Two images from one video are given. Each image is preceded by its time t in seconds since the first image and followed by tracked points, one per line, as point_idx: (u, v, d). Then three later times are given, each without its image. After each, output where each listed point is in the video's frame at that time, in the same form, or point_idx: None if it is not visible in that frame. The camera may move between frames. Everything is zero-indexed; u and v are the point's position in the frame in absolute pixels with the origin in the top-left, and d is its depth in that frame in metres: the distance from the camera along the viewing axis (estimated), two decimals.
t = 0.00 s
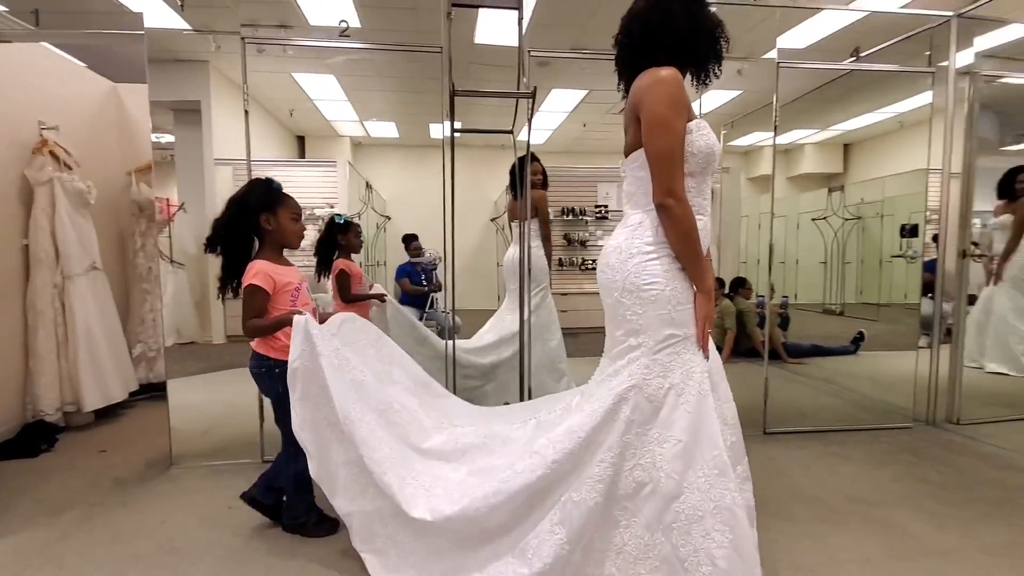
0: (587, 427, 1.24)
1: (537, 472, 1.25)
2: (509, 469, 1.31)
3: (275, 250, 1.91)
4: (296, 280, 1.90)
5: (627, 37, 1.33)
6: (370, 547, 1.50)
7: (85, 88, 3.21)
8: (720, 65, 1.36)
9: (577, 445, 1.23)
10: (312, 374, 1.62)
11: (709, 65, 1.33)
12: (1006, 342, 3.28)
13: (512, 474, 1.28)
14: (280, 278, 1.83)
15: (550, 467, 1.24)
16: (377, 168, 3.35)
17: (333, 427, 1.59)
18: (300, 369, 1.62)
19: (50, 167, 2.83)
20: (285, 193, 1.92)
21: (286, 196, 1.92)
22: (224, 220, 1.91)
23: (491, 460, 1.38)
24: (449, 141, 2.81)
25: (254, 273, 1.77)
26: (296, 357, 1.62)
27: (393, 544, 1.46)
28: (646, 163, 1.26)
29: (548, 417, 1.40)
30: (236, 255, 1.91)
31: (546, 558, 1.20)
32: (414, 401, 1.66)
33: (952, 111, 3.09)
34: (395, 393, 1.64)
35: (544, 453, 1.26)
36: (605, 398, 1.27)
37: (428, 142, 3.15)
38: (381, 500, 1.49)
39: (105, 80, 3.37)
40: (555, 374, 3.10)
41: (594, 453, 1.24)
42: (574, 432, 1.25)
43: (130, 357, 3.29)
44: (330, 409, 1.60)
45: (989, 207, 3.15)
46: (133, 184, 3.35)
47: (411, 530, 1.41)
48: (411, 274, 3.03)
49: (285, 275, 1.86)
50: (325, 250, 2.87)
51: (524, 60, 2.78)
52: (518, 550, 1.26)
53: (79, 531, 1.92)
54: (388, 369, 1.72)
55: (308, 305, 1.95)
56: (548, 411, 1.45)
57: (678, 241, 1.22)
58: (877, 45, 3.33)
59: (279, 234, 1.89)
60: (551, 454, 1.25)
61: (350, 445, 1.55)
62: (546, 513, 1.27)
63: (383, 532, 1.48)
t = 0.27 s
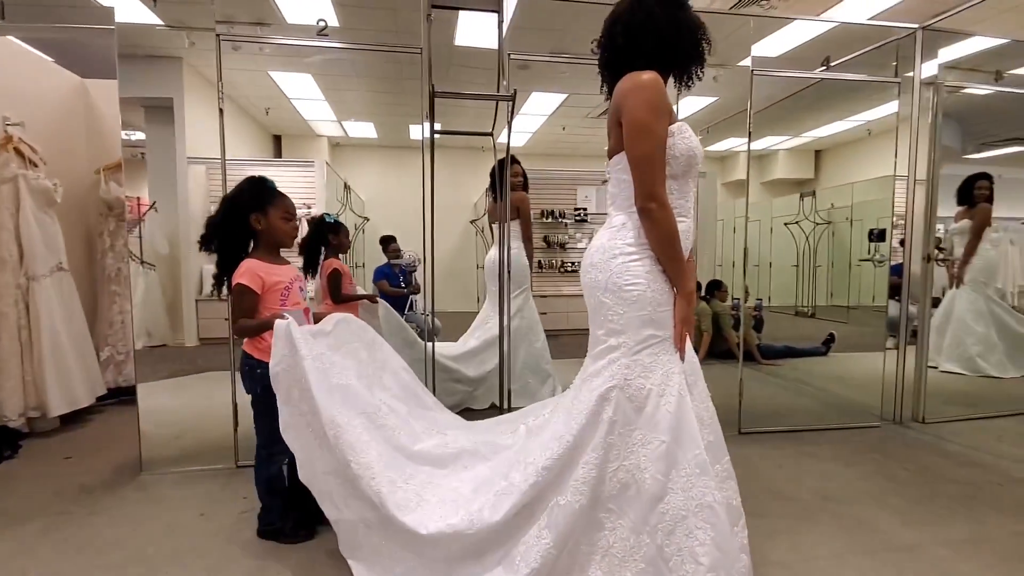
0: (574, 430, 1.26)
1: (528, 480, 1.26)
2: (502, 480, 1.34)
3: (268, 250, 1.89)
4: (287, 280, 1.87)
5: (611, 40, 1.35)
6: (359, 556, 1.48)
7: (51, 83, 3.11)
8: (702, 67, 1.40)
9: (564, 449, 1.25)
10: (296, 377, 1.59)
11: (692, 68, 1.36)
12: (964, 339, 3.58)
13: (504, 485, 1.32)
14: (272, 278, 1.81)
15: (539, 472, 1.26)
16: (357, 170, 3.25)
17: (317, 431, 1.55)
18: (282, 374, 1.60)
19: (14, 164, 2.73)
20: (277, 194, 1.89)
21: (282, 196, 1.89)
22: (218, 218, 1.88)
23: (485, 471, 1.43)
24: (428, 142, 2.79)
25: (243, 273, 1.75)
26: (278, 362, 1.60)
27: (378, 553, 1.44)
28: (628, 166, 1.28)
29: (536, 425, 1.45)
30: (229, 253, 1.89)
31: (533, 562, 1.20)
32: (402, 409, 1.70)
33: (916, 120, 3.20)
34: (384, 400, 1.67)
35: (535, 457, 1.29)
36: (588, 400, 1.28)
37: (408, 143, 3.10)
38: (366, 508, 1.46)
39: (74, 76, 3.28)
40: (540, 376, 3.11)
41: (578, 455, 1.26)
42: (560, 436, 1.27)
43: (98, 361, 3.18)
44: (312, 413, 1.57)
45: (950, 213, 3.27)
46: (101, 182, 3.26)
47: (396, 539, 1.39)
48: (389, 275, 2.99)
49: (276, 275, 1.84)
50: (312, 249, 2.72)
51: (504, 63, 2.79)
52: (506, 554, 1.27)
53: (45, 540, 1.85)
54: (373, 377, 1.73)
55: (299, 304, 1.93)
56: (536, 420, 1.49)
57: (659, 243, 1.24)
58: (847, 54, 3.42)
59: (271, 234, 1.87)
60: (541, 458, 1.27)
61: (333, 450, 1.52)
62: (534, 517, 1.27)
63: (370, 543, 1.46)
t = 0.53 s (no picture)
0: (556, 429, 1.28)
1: (511, 481, 1.27)
2: (484, 477, 1.35)
3: (262, 255, 1.94)
4: (281, 281, 1.91)
5: (599, 48, 1.38)
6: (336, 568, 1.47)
7: (27, 79, 3.04)
8: (691, 74, 1.42)
9: (546, 448, 1.27)
10: (282, 378, 1.58)
11: (681, 75, 1.39)
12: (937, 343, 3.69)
13: (487, 480, 1.33)
14: (262, 280, 1.86)
15: (522, 473, 1.27)
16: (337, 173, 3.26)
17: (303, 437, 1.54)
18: (266, 376, 1.57)
19: None
20: (251, 196, 1.91)
21: (263, 198, 1.93)
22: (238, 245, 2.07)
23: (472, 470, 1.43)
24: (412, 145, 2.78)
25: (234, 277, 1.83)
26: (266, 361, 1.57)
27: (361, 558, 1.43)
28: (614, 170, 1.29)
29: (521, 426, 1.45)
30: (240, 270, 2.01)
31: (514, 562, 1.21)
32: (393, 411, 1.71)
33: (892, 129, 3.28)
34: (377, 403, 1.68)
35: (519, 456, 1.30)
36: (569, 400, 1.30)
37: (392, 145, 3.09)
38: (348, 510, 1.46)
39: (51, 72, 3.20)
40: (526, 378, 3.13)
41: (559, 454, 1.27)
42: (543, 435, 1.29)
43: (72, 364, 3.11)
44: (298, 414, 1.56)
45: (924, 219, 3.36)
46: (78, 182, 3.19)
47: (378, 541, 1.39)
48: (373, 279, 2.90)
49: (268, 277, 1.88)
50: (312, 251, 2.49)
51: (490, 67, 2.79)
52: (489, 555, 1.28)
53: (19, 549, 1.81)
54: (365, 380, 1.74)
55: (297, 307, 1.95)
56: (521, 421, 1.50)
57: (642, 247, 1.25)
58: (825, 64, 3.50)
59: (257, 238, 1.90)
60: (524, 458, 1.29)
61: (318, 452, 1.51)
62: (516, 518, 1.28)
63: (351, 548, 1.45)
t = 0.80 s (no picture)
0: (546, 431, 1.27)
1: (499, 483, 1.26)
2: (474, 478, 1.34)
3: (258, 259, 1.94)
4: (275, 285, 1.91)
5: (594, 55, 1.39)
6: (326, 570, 1.42)
7: (8, 79, 2.98)
8: (683, 82, 1.44)
9: (537, 450, 1.26)
10: (272, 385, 1.58)
11: (674, 83, 1.41)
12: (918, 349, 3.70)
13: (475, 482, 1.32)
14: (256, 284, 1.87)
15: (511, 475, 1.26)
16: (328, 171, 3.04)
17: (295, 442, 1.55)
18: (258, 383, 1.58)
19: None
20: (249, 200, 1.91)
21: (262, 203, 1.92)
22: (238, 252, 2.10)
23: (460, 471, 1.43)
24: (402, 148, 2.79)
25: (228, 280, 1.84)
26: (255, 372, 1.58)
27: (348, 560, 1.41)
28: (608, 176, 1.30)
29: (511, 428, 1.45)
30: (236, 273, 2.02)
31: (504, 564, 1.20)
32: (387, 411, 1.73)
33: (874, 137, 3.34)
34: (368, 402, 1.71)
35: (508, 458, 1.30)
36: (561, 402, 1.30)
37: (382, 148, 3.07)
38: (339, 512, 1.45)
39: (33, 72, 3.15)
40: (515, 385, 3.14)
41: (550, 456, 1.27)
42: (533, 437, 1.29)
43: (53, 369, 3.05)
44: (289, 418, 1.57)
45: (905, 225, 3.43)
46: (60, 183, 3.14)
47: (367, 544, 1.38)
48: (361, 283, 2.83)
49: (262, 280, 1.89)
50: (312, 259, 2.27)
51: (479, 72, 2.79)
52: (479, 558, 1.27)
53: None
54: (357, 383, 1.75)
55: (291, 311, 1.93)
56: (512, 423, 1.49)
57: (636, 252, 1.26)
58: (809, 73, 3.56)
59: (252, 242, 1.90)
60: (512, 459, 1.28)
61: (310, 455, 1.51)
62: (506, 520, 1.28)
63: (340, 552, 1.42)
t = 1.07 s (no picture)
0: (543, 435, 1.27)
1: (495, 487, 1.26)
2: (468, 482, 1.34)
3: (256, 263, 1.93)
4: (273, 288, 1.90)
5: (591, 61, 1.40)
6: (319, 572, 1.40)
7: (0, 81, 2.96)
8: (679, 88, 1.45)
9: (533, 454, 1.25)
10: (263, 384, 1.57)
11: (670, 89, 1.41)
12: (909, 353, 3.69)
13: (471, 486, 1.31)
14: (254, 288, 1.86)
15: (506, 479, 1.25)
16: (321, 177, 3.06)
17: (290, 440, 1.55)
18: (254, 382, 1.56)
19: None
20: (247, 204, 1.89)
21: (261, 207, 1.91)
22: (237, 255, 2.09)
23: (455, 473, 1.43)
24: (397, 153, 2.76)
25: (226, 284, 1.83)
26: (251, 370, 1.56)
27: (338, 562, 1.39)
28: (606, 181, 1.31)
29: (506, 432, 1.44)
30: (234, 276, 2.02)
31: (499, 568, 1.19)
32: (381, 411, 1.74)
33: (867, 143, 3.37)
34: (364, 404, 1.72)
35: (504, 461, 1.29)
36: (557, 406, 1.30)
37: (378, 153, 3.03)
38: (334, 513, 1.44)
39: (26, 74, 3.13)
40: (510, 390, 3.14)
41: (547, 460, 1.26)
42: (529, 441, 1.28)
43: (44, 373, 3.02)
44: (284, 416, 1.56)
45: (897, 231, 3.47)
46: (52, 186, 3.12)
47: (360, 544, 1.38)
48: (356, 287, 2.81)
49: (260, 284, 1.88)
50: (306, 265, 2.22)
51: (474, 77, 2.80)
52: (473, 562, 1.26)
53: None
54: (351, 383, 1.76)
55: (288, 315, 1.92)
56: (507, 427, 1.49)
57: (633, 257, 1.27)
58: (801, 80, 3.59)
59: (251, 246, 1.89)
60: (508, 463, 1.27)
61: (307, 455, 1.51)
62: (501, 524, 1.27)
63: (336, 553, 1.40)
